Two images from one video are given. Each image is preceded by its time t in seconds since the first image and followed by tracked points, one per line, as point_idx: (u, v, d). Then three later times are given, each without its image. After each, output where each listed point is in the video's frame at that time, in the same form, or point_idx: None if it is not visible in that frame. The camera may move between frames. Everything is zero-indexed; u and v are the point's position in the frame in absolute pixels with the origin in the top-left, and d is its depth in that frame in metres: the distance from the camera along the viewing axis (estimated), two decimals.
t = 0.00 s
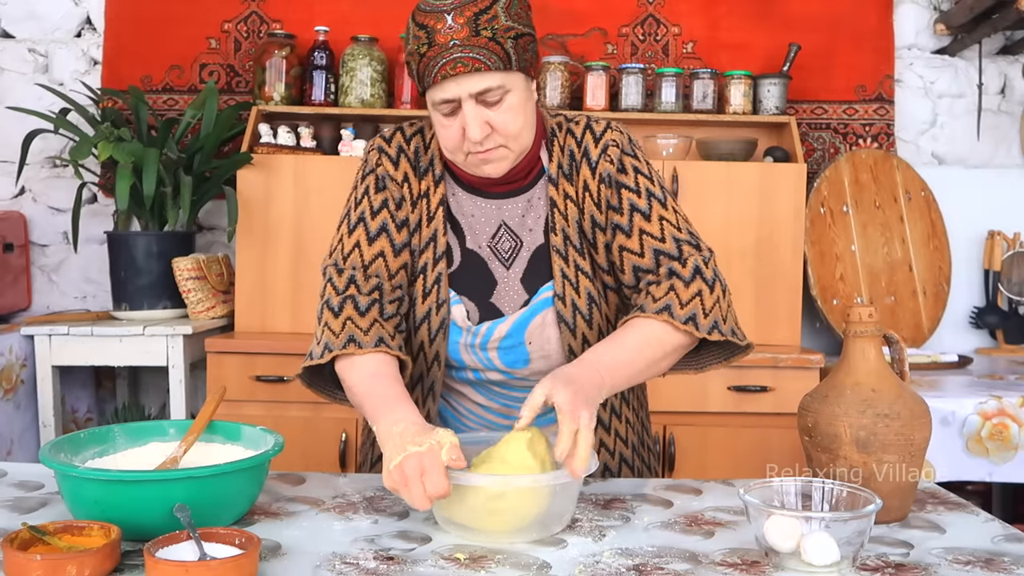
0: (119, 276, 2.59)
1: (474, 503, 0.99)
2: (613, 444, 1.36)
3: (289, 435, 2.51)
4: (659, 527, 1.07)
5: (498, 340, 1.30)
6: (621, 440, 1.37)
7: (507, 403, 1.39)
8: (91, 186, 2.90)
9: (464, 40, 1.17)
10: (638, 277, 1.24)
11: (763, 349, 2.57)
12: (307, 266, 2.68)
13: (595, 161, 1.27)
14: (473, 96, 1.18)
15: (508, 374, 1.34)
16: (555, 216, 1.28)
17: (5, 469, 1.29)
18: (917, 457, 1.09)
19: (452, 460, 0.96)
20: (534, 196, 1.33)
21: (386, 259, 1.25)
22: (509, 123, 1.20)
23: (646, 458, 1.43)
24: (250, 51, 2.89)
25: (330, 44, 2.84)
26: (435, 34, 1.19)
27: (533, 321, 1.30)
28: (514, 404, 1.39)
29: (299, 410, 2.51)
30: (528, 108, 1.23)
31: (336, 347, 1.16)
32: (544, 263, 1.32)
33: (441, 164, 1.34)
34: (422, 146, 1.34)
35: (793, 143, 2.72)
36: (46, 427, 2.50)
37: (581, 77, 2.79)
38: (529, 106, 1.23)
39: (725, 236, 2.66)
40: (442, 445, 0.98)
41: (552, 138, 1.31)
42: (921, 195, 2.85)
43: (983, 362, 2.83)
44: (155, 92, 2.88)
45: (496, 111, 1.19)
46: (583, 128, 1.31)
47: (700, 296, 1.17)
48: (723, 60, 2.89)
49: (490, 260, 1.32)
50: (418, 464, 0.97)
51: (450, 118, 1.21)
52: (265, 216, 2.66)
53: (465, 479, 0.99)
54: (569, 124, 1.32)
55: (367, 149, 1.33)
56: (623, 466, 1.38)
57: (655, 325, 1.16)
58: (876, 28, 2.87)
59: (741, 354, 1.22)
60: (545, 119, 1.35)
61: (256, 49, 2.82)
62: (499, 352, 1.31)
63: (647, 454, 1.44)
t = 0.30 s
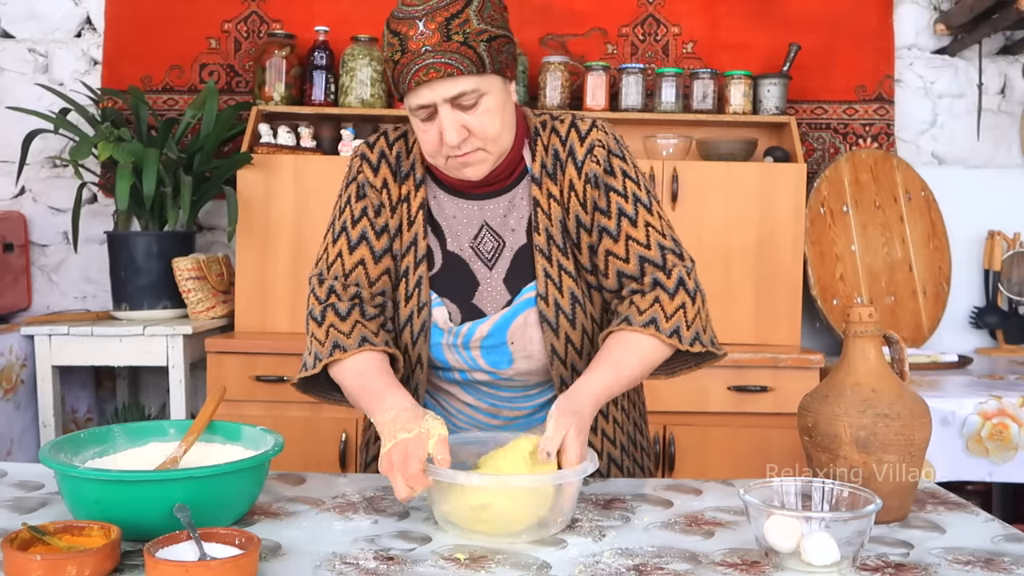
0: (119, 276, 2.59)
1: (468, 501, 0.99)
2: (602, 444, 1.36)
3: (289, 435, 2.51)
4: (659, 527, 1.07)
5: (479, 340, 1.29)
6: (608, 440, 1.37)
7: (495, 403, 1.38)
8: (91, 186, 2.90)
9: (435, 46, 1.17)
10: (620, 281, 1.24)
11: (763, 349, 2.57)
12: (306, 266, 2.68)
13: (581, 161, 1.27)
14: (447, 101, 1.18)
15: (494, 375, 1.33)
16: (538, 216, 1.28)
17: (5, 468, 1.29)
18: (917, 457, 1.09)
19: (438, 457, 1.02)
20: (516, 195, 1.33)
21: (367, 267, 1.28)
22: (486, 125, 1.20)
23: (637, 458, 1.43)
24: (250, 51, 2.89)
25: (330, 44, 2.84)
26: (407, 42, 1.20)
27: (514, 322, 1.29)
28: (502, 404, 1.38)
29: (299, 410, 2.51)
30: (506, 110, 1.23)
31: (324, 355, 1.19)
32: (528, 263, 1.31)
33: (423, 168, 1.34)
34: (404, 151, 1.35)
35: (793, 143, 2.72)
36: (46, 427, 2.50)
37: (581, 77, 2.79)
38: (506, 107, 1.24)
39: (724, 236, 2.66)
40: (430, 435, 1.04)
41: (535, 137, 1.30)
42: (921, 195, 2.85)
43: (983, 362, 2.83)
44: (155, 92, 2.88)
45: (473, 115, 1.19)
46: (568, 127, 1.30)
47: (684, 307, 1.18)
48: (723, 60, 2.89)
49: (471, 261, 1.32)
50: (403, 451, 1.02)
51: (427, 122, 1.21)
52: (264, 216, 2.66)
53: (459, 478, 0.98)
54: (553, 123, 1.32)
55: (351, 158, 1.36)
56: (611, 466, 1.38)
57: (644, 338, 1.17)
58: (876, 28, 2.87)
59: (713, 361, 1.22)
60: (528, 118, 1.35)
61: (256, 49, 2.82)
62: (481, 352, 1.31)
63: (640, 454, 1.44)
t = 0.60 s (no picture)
0: (119, 276, 2.59)
1: (459, 500, 0.98)
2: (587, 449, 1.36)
3: (289, 435, 2.51)
4: (659, 527, 1.07)
5: (467, 347, 1.30)
6: (595, 443, 1.37)
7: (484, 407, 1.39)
8: (91, 186, 2.90)
9: (415, 53, 1.17)
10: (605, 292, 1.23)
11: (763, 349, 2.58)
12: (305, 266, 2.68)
13: (566, 169, 1.25)
14: (429, 108, 1.18)
15: (483, 380, 1.34)
16: (524, 223, 1.27)
17: (5, 468, 1.29)
18: (917, 457, 1.09)
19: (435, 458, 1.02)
20: (502, 202, 1.32)
21: (358, 272, 1.28)
22: (468, 131, 1.19)
23: (627, 460, 1.42)
24: (250, 51, 2.89)
25: (330, 44, 2.84)
26: (387, 48, 1.19)
27: (501, 330, 1.29)
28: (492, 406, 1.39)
29: (299, 410, 2.51)
30: (489, 114, 1.23)
31: (321, 363, 1.20)
32: (514, 270, 1.31)
33: (409, 172, 1.34)
34: (391, 154, 1.35)
35: (793, 143, 2.72)
36: (46, 427, 2.51)
37: (581, 77, 2.79)
38: (490, 113, 1.23)
39: (724, 237, 2.66)
40: (427, 439, 1.04)
41: (523, 143, 1.30)
42: (921, 195, 2.85)
43: (983, 362, 2.83)
44: (155, 92, 2.88)
45: (455, 121, 1.19)
46: (556, 132, 1.28)
47: (669, 323, 1.17)
48: (723, 60, 2.89)
49: (458, 266, 1.32)
50: (397, 453, 1.03)
51: (410, 129, 1.21)
52: (263, 217, 2.66)
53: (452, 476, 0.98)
54: (542, 128, 1.30)
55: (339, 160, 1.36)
56: (596, 467, 1.38)
57: (629, 359, 1.16)
58: (876, 28, 2.87)
59: (702, 373, 1.22)
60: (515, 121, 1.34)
61: (256, 49, 2.82)
62: (469, 359, 1.31)
63: (629, 455, 1.43)
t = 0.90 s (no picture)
0: (119, 276, 2.59)
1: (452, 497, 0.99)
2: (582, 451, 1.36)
3: (289, 435, 2.51)
4: (659, 527, 1.07)
5: (463, 348, 1.30)
6: (594, 445, 1.37)
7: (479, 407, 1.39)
8: (91, 186, 2.90)
9: (412, 53, 1.17)
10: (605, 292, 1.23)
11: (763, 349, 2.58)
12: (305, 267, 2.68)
13: (565, 169, 1.25)
14: (426, 109, 1.18)
15: (479, 382, 1.34)
16: (521, 224, 1.27)
17: (5, 468, 1.29)
18: (917, 457, 1.09)
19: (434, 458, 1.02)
20: (498, 203, 1.32)
21: (352, 273, 1.28)
22: (466, 132, 1.20)
23: (624, 461, 1.42)
24: (250, 51, 2.89)
25: (330, 44, 2.84)
26: (384, 48, 1.19)
27: (498, 331, 1.29)
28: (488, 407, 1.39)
29: (299, 410, 2.51)
30: (486, 114, 1.23)
31: (316, 365, 1.20)
32: (511, 271, 1.30)
33: (404, 171, 1.34)
34: (386, 154, 1.34)
35: (793, 143, 2.72)
36: (46, 427, 2.51)
37: (581, 77, 2.79)
38: (487, 113, 1.23)
39: (724, 237, 2.66)
40: (422, 438, 1.03)
41: (519, 143, 1.29)
42: (921, 195, 2.85)
43: (983, 362, 2.83)
44: (155, 92, 2.88)
45: (453, 122, 1.19)
46: (553, 132, 1.28)
47: (669, 321, 1.16)
48: (723, 60, 2.89)
49: (454, 267, 1.32)
50: (395, 456, 1.03)
51: (406, 129, 1.21)
52: (264, 216, 2.66)
53: (449, 474, 0.99)
54: (538, 128, 1.30)
55: (334, 159, 1.35)
56: (594, 468, 1.38)
57: (625, 354, 1.15)
58: (876, 28, 2.87)
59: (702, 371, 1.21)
60: (512, 121, 1.34)
61: (256, 49, 2.82)
62: (466, 359, 1.31)
63: (626, 456, 1.43)
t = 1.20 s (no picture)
0: (119, 276, 2.59)
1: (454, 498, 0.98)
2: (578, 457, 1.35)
3: (289, 435, 2.51)
4: (659, 527, 1.07)
5: (468, 349, 1.29)
6: (594, 446, 1.37)
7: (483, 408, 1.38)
8: (91, 186, 2.90)
9: (424, 51, 1.17)
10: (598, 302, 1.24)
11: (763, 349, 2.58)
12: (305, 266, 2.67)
13: (569, 174, 1.25)
14: (437, 106, 1.18)
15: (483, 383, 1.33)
16: (526, 226, 1.27)
17: (5, 468, 1.29)
18: (917, 457, 1.09)
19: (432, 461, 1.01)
20: (503, 204, 1.32)
21: (355, 271, 1.28)
22: (475, 131, 1.20)
23: (625, 462, 1.42)
24: (250, 51, 2.89)
25: (330, 44, 2.84)
26: (396, 46, 1.19)
27: (502, 333, 1.28)
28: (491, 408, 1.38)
29: (299, 410, 2.51)
30: (496, 114, 1.23)
31: (316, 361, 1.21)
32: (515, 272, 1.30)
33: (411, 170, 1.34)
34: (392, 152, 1.35)
35: (793, 143, 2.72)
36: (46, 427, 2.51)
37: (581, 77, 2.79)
38: (498, 112, 1.23)
39: (724, 237, 2.66)
40: (418, 441, 1.03)
41: (525, 145, 1.29)
42: (921, 195, 2.85)
43: (983, 362, 2.83)
44: (155, 93, 2.88)
45: (463, 120, 1.19)
46: (560, 136, 1.28)
47: (658, 340, 1.18)
48: (723, 60, 2.89)
49: (457, 266, 1.31)
50: (391, 461, 1.02)
51: (416, 127, 1.21)
52: (264, 216, 2.66)
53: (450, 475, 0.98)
54: (545, 130, 1.30)
55: (339, 157, 1.35)
56: (594, 468, 1.38)
57: (610, 371, 1.17)
58: (876, 28, 2.87)
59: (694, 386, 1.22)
60: (521, 122, 1.34)
61: (256, 49, 2.82)
62: (470, 361, 1.30)
63: (627, 457, 1.43)
